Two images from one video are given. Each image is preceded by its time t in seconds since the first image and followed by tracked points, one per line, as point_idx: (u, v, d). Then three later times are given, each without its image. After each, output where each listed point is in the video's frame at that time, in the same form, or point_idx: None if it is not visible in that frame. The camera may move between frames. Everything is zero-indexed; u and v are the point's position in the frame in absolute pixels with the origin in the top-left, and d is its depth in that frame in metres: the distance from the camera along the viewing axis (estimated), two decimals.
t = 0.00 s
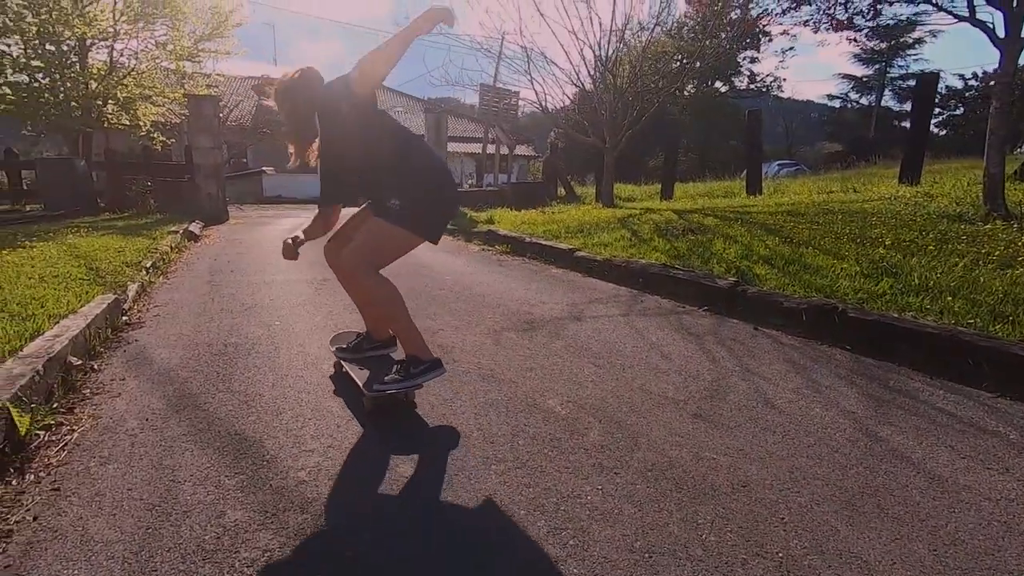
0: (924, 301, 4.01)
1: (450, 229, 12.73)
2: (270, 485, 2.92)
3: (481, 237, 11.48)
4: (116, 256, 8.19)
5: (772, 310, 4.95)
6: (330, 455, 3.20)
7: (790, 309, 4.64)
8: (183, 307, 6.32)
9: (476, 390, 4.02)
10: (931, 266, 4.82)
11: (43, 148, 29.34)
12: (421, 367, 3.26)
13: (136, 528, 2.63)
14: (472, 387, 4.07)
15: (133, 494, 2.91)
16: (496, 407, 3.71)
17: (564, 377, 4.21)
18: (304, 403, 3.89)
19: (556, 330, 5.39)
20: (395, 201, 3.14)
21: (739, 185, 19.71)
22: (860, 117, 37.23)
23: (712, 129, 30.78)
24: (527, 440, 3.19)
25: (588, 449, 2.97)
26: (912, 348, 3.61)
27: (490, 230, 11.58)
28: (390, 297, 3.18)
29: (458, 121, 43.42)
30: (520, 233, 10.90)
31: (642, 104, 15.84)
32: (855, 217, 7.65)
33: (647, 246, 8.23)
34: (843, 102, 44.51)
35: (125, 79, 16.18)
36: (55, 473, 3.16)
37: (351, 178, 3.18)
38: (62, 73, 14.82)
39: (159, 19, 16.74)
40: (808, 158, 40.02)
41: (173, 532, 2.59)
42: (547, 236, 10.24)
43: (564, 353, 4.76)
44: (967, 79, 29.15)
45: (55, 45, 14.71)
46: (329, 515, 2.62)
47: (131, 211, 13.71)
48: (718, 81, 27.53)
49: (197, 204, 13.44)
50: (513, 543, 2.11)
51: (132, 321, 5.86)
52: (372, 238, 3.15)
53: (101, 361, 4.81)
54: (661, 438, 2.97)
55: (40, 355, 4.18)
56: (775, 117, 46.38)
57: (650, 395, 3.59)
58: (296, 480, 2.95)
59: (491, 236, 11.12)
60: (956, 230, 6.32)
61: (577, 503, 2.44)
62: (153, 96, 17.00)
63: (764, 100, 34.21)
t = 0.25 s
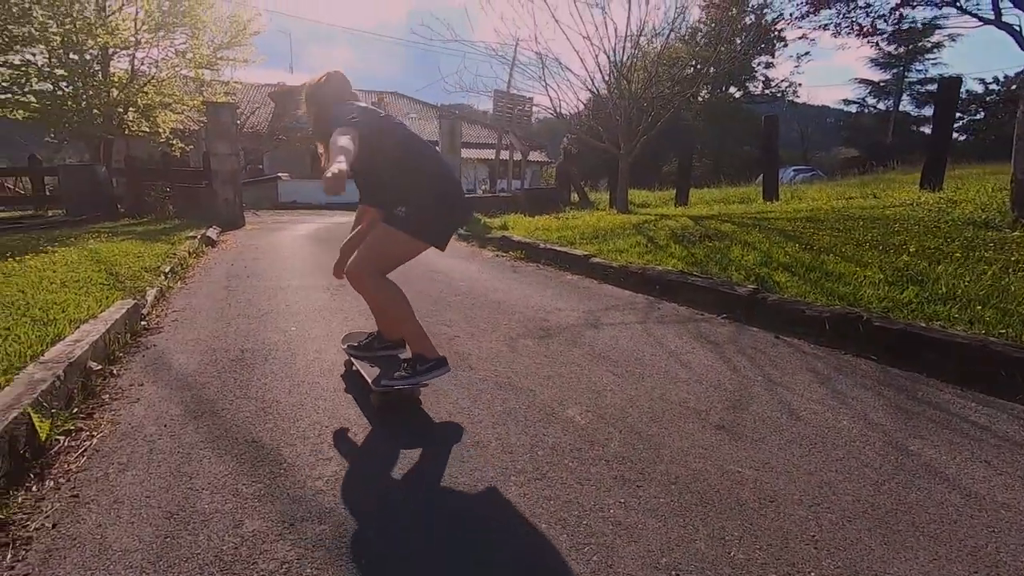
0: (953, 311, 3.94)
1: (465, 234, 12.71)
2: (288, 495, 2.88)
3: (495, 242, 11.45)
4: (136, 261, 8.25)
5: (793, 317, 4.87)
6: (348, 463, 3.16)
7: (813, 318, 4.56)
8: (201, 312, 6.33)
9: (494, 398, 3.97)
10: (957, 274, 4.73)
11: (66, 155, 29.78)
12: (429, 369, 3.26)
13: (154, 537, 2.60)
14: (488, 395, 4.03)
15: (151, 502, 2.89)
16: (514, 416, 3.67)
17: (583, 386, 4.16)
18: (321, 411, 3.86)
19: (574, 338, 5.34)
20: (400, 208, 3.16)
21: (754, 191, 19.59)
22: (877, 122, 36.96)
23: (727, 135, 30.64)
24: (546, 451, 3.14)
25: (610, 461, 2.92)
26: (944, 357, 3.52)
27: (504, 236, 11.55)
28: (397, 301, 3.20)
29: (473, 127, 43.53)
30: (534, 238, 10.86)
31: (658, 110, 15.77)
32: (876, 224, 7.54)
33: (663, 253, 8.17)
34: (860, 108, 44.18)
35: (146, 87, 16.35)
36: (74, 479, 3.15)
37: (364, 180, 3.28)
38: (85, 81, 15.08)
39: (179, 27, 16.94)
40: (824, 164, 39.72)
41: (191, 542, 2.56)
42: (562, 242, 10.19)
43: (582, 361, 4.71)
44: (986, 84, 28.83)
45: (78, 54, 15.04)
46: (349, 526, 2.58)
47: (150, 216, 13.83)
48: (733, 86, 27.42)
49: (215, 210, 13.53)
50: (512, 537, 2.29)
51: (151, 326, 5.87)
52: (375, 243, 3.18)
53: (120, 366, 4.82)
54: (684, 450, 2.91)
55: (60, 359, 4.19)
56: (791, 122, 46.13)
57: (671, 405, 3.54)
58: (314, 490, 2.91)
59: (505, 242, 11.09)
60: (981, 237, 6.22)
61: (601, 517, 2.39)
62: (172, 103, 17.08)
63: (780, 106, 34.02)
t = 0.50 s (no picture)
0: (981, 320, 3.87)
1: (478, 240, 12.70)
2: (307, 503, 2.85)
3: (509, 247, 11.42)
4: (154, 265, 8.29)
5: (814, 326, 4.81)
6: (366, 471, 3.13)
7: (836, 326, 4.49)
8: (218, 316, 6.34)
9: (512, 406, 3.93)
10: (986, 281, 4.65)
11: (86, 161, 30.13)
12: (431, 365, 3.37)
13: (174, 544, 2.59)
14: (506, 403, 3.99)
15: (170, 508, 2.87)
16: (532, 424, 3.62)
17: (601, 394, 4.12)
18: (338, 417, 3.84)
19: (591, 344, 5.31)
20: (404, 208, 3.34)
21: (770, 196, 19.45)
22: (894, 128, 36.62)
23: (741, 141, 30.48)
24: (565, 461, 3.10)
25: (630, 472, 2.87)
26: (976, 367, 3.43)
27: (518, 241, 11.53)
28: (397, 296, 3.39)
29: (486, 132, 43.57)
30: (548, 244, 10.82)
31: (673, 115, 15.71)
32: (898, 230, 7.43)
33: (680, 259, 8.10)
34: (876, 113, 43.87)
35: (164, 94, 16.47)
36: (94, 484, 3.14)
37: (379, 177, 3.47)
38: (106, 89, 15.26)
39: (197, 35, 17.08)
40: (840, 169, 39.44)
41: (210, 550, 2.53)
42: (576, 248, 10.15)
43: (600, 368, 4.66)
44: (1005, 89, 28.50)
45: (99, 62, 15.28)
46: (368, 533, 2.55)
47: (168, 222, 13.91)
48: (747, 92, 27.29)
49: (231, 215, 13.59)
50: (531, 532, 2.38)
51: (169, 330, 5.88)
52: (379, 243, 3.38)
53: (139, 371, 4.82)
54: (708, 461, 2.86)
55: (81, 364, 4.20)
56: (806, 127, 45.86)
57: (692, 415, 3.49)
58: (333, 498, 2.88)
59: (519, 247, 11.06)
60: (1007, 243, 6.12)
61: (625, 531, 2.35)
62: (190, 110, 17.17)
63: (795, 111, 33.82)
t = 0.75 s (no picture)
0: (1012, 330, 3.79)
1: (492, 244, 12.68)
2: (326, 511, 2.83)
3: (522, 252, 11.38)
4: (172, 269, 8.33)
5: (837, 332, 4.74)
6: (385, 480, 3.09)
7: (861, 334, 4.42)
8: (235, 321, 6.36)
9: (530, 414, 3.88)
10: (1014, 289, 4.57)
11: (106, 167, 30.53)
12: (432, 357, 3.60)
13: (194, 553, 2.56)
14: (524, 411, 3.95)
15: (190, 515, 2.86)
16: (552, 433, 3.57)
17: (620, 402, 4.07)
18: (356, 424, 3.81)
19: (609, 350, 5.26)
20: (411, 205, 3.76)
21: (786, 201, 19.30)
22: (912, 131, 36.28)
23: (756, 145, 30.31)
24: (586, 470, 3.05)
25: (654, 482, 2.83)
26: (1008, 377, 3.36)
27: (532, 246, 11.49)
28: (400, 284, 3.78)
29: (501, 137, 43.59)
30: (563, 249, 10.78)
31: (689, 119, 15.63)
32: (920, 235, 7.33)
33: (697, 264, 8.03)
34: (892, 117, 43.52)
35: (182, 101, 16.60)
36: (114, 490, 3.13)
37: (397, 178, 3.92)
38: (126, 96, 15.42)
39: (215, 43, 17.22)
40: (856, 173, 39.13)
41: (230, 560, 2.51)
42: (591, 252, 10.10)
43: (618, 375, 4.60)
44: None
45: (120, 70, 15.57)
46: (388, 543, 2.52)
47: (185, 227, 14.01)
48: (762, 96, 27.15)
49: (247, 220, 13.65)
50: (553, 548, 2.35)
51: (187, 334, 5.90)
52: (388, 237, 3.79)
53: (157, 375, 4.83)
54: (733, 471, 2.81)
55: (101, 368, 4.21)
56: (822, 131, 45.55)
57: (714, 424, 3.43)
58: (353, 507, 2.84)
59: (533, 252, 11.02)
60: None
61: (652, 546, 2.29)
62: (207, 117, 17.29)
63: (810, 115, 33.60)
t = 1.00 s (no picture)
0: None
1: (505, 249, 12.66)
2: (343, 524, 2.79)
3: (535, 257, 11.34)
4: (188, 276, 8.36)
5: (859, 339, 4.65)
6: (402, 492, 3.05)
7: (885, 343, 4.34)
8: (250, 327, 6.36)
9: (546, 424, 3.83)
10: None
11: (124, 175, 30.86)
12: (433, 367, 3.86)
13: (211, 567, 2.54)
14: (541, 420, 3.91)
15: (206, 527, 2.83)
16: (569, 443, 3.52)
17: (637, 411, 4.02)
18: (371, 434, 3.77)
19: (625, 358, 5.21)
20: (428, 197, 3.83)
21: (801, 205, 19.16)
22: (928, 135, 35.98)
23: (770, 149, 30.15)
24: (606, 482, 3.00)
25: (675, 496, 2.78)
26: None
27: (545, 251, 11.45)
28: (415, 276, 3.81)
29: (514, 143, 43.63)
30: (576, 254, 10.73)
31: (703, 124, 15.56)
32: (942, 241, 7.24)
33: (713, 270, 7.96)
34: (907, 120, 43.19)
35: (198, 108, 16.71)
36: (131, 500, 3.12)
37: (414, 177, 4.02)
38: (143, 104, 15.56)
39: (230, 51, 17.34)
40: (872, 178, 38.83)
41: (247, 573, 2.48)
42: (605, 258, 10.04)
43: (636, 384, 4.55)
44: None
45: (137, 78, 15.62)
46: (408, 557, 2.49)
47: (200, 233, 14.08)
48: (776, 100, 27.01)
49: (261, 226, 13.70)
50: (574, 563, 2.31)
51: (202, 341, 5.90)
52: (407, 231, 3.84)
53: (174, 382, 4.82)
54: (757, 485, 2.76)
55: (119, 376, 4.21)
56: (837, 135, 45.27)
57: (735, 435, 3.37)
58: (369, 519, 2.81)
59: (546, 258, 10.97)
60: None
61: (675, 564, 2.25)
62: (222, 124, 17.40)
63: (825, 119, 33.37)
